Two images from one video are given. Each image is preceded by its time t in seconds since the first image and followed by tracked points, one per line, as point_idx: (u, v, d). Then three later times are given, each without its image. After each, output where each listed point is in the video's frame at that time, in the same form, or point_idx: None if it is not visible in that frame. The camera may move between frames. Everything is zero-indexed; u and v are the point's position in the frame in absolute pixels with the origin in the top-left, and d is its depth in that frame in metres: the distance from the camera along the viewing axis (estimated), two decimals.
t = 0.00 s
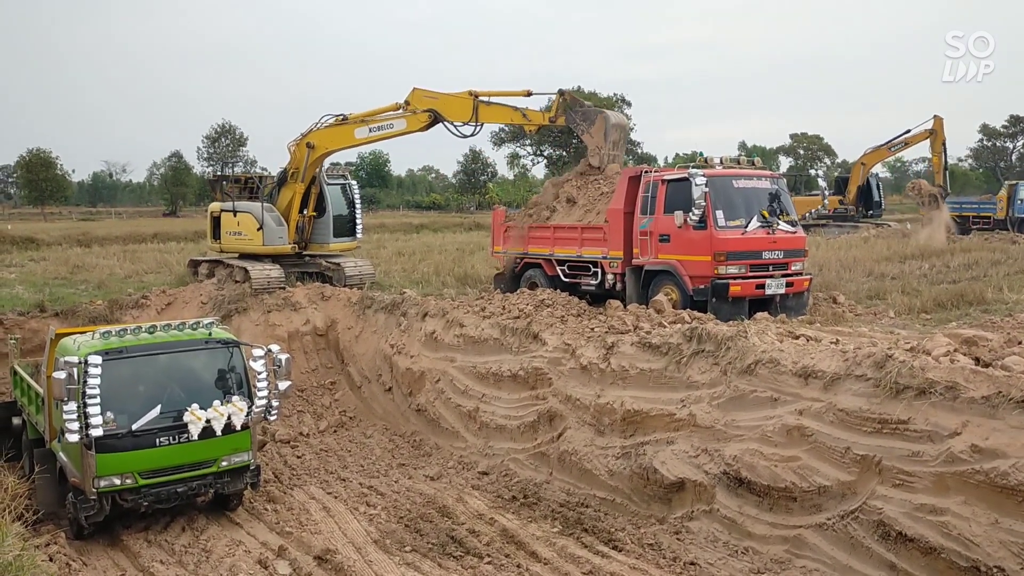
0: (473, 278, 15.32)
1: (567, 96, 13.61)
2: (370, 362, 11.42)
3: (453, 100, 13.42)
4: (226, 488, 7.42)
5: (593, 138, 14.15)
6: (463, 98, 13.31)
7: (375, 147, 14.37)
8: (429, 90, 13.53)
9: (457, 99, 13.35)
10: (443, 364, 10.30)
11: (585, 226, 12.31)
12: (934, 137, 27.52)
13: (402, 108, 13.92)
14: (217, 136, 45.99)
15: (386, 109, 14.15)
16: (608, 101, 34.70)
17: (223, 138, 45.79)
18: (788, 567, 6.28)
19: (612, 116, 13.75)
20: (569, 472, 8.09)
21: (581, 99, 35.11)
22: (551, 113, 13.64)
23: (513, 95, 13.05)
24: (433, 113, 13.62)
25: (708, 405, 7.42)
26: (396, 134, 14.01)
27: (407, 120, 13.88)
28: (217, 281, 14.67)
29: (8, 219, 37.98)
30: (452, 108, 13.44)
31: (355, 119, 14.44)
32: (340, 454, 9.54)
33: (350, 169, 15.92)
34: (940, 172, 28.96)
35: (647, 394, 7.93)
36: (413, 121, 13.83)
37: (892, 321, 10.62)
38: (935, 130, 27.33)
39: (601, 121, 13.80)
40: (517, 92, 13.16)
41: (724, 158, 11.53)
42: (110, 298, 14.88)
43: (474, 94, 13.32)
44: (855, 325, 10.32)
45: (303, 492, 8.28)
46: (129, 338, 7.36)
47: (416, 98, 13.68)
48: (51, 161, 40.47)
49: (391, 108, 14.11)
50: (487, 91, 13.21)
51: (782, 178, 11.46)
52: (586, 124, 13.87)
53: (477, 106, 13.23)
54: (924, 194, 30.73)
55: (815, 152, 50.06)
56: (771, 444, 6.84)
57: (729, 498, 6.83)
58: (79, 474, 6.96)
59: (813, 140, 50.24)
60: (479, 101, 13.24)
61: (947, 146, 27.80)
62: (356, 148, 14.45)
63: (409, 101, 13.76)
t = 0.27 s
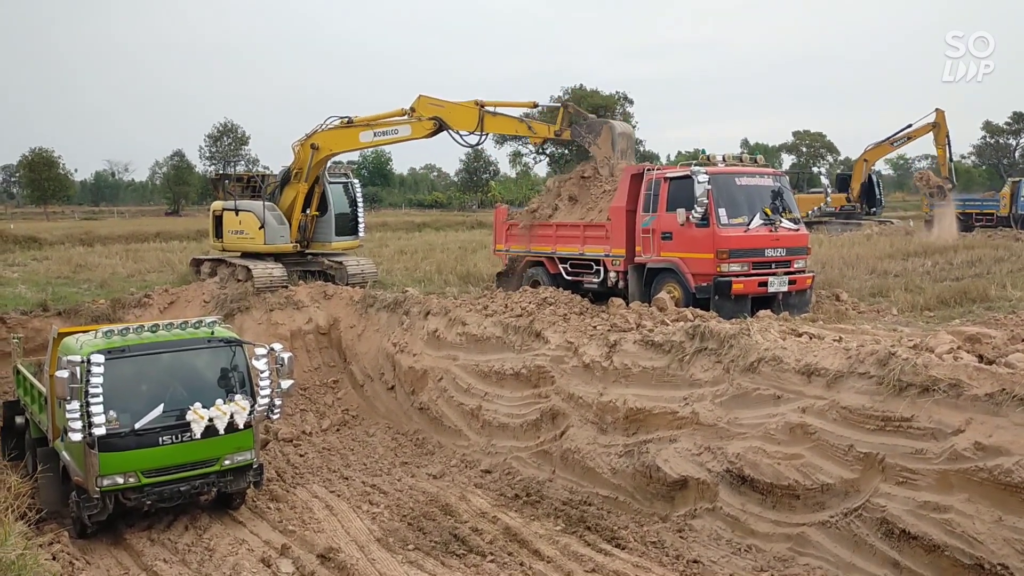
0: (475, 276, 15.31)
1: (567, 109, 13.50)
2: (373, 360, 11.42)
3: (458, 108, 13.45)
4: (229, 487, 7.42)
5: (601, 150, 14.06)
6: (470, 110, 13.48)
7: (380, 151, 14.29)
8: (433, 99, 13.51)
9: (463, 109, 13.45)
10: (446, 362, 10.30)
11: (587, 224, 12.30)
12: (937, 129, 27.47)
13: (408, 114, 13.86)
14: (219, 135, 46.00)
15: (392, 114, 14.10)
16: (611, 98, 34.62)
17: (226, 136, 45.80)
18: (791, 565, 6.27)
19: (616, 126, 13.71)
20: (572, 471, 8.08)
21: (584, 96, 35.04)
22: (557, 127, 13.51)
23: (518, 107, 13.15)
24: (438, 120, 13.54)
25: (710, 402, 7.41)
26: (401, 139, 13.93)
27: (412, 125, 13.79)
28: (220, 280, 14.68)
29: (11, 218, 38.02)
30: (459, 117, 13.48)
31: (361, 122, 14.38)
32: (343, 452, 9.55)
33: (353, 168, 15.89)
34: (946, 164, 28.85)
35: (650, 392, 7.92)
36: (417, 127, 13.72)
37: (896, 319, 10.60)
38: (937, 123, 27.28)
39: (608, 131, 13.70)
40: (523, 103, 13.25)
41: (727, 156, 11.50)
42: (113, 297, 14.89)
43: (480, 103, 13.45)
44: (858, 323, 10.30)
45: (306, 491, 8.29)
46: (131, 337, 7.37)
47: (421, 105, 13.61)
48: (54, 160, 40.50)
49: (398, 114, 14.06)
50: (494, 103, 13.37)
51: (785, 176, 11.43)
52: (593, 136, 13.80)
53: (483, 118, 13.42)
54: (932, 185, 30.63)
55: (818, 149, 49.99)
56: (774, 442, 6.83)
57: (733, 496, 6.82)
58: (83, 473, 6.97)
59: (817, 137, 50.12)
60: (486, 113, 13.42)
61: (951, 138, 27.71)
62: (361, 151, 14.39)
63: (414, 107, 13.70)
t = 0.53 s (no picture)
0: (481, 276, 15.31)
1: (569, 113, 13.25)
2: (378, 360, 11.43)
3: (462, 112, 13.37)
4: (235, 487, 7.44)
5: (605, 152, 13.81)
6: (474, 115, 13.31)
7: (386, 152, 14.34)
8: (437, 102, 13.44)
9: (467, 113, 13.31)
10: (451, 362, 10.30)
11: (592, 224, 12.28)
12: (941, 125, 27.38)
13: (412, 117, 13.86)
14: (225, 136, 46.12)
15: (397, 116, 14.09)
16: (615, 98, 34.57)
17: (231, 136, 45.89)
18: (798, 565, 6.26)
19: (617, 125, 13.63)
20: (577, 471, 8.07)
21: (590, 96, 34.99)
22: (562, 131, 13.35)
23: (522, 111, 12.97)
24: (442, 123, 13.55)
25: (716, 402, 7.40)
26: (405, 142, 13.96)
27: (416, 128, 13.81)
28: (226, 280, 14.71)
29: (18, 219, 38.17)
30: (462, 120, 13.41)
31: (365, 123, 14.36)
32: (349, 452, 9.56)
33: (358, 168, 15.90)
34: (954, 157, 28.65)
35: (655, 392, 7.91)
36: (422, 130, 13.75)
37: (902, 318, 10.56)
38: (942, 118, 27.18)
39: (610, 130, 13.54)
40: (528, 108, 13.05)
41: (733, 155, 11.47)
42: (119, 297, 14.93)
43: (484, 107, 13.29)
44: (865, 322, 10.27)
45: (312, 491, 8.30)
46: (138, 337, 7.38)
47: (425, 108, 13.61)
48: (60, 161, 40.64)
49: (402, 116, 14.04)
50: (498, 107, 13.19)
51: (791, 175, 11.40)
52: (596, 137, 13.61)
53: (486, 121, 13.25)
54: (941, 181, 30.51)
55: (823, 148, 49.87)
56: (781, 442, 6.81)
57: (739, 496, 6.81)
58: (89, 473, 6.99)
59: (823, 136, 50.00)
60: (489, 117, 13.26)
61: (957, 132, 27.59)
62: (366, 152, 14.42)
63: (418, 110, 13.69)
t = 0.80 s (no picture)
0: (489, 276, 15.31)
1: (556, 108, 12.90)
2: (387, 360, 11.44)
3: (463, 106, 13.40)
4: (245, 487, 7.46)
5: (604, 134, 13.00)
6: (473, 109, 13.33)
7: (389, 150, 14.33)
8: (438, 97, 13.48)
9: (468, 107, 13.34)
10: (460, 362, 10.30)
11: (601, 224, 12.27)
12: (952, 124, 27.23)
13: (415, 113, 13.88)
14: (234, 136, 46.27)
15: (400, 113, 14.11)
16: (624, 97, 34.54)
17: (241, 137, 46.04)
18: (808, 567, 6.23)
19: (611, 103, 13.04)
20: (586, 471, 8.07)
21: (599, 96, 34.90)
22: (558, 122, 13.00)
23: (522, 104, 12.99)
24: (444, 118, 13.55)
25: (726, 403, 7.38)
26: (407, 138, 13.95)
27: (418, 124, 13.81)
28: (235, 280, 14.76)
29: (30, 219, 38.41)
30: (463, 114, 13.43)
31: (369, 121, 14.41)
32: (358, 452, 9.57)
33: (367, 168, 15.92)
34: (967, 154, 28.43)
35: (664, 392, 7.90)
36: (423, 126, 13.76)
37: (913, 318, 10.51)
38: (952, 117, 27.05)
39: (604, 109, 12.98)
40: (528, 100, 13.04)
41: (742, 155, 11.44)
42: (130, 298, 15.00)
43: (484, 100, 13.31)
44: (875, 322, 10.23)
45: (321, 490, 8.32)
46: (148, 337, 7.41)
47: (427, 103, 13.65)
48: (71, 161, 40.86)
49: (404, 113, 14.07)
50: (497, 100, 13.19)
51: (801, 174, 11.36)
52: (590, 120, 12.99)
53: (485, 115, 13.25)
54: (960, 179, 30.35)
55: (832, 148, 49.69)
56: (791, 443, 6.79)
57: (749, 496, 6.79)
58: (100, 473, 7.02)
59: (832, 136, 49.81)
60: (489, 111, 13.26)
61: (969, 129, 27.41)
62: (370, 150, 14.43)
63: (420, 106, 13.73)
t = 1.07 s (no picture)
0: (500, 275, 15.31)
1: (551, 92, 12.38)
2: (398, 359, 11.46)
3: (461, 96, 13.21)
4: (256, 485, 7.48)
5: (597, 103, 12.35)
6: (472, 97, 13.07)
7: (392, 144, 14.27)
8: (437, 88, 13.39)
9: (467, 97, 13.11)
10: (470, 361, 10.30)
11: (611, 224, 12.26)
12: (966, 123, 27.04)
13: (416, 106, 13.81)
14: (246, 135, 46.43)
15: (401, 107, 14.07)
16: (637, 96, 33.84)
17: (252, 137, 46.18)
18: (820, 568, 6.20)
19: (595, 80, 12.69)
20: (596, 471, 8.05)
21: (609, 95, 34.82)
22: (552, 104, 12.43)
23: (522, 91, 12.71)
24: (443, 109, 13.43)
25: (738, 403, 7.34)
26: (408, 131, 13.89)
27: (419, 117, 13.73)
28: (247, 279, 14.82)
29: (43, 218, 38.67)
30: (461, 104, 13.20)
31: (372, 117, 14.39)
32: (368, 451, 9.59)
33: (378, 168, 15.92)
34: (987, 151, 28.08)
35: (675, 391, 7.87)
36: (424, 118, 13.67)
37: (926, 318, 10.44)
38: (965, 118, 26.88)
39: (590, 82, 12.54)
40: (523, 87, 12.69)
41: (753, 154, 11.39)
42: (142, 296, 15.07)
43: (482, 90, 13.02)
44: (888, 322, 10.17)
45: (332, 489, 8.34)
46: (160, 336, 7.44)
47: (426, 95, 13.58)
48: (83, 160, 41.10)
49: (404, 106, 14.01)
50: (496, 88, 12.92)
51: (813, 173, 11.30)
52: (580, 96, 12.60)
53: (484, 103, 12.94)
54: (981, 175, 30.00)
55: (845, 147, 49.42)
56: (803, 443, 6.75)
57: (760, 497, 6.76)
58: (112, 471, 7.05)
59: (845, 134, 49.56)
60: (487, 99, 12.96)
61: (985, 126, 27.19)
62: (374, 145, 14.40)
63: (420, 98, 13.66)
